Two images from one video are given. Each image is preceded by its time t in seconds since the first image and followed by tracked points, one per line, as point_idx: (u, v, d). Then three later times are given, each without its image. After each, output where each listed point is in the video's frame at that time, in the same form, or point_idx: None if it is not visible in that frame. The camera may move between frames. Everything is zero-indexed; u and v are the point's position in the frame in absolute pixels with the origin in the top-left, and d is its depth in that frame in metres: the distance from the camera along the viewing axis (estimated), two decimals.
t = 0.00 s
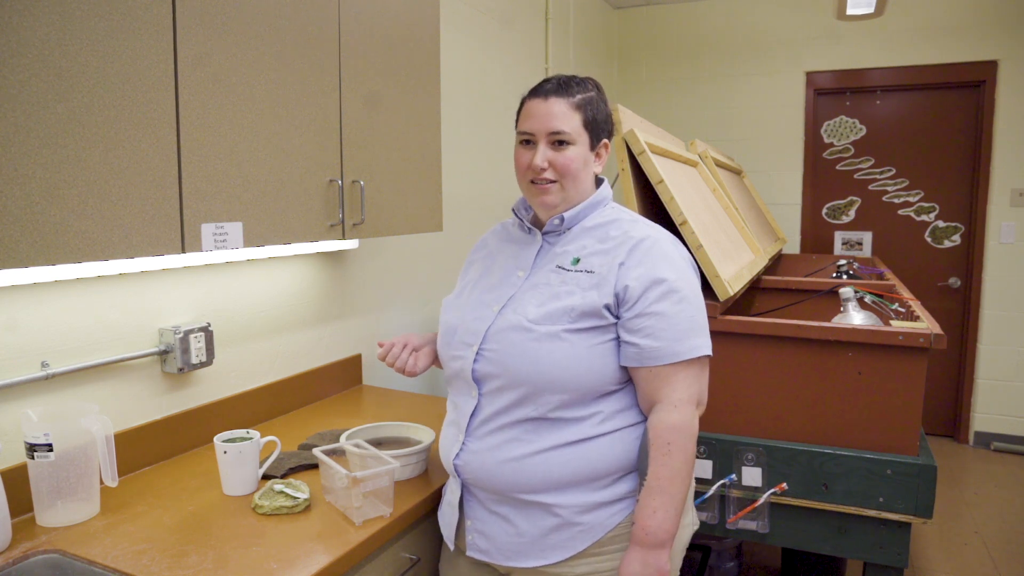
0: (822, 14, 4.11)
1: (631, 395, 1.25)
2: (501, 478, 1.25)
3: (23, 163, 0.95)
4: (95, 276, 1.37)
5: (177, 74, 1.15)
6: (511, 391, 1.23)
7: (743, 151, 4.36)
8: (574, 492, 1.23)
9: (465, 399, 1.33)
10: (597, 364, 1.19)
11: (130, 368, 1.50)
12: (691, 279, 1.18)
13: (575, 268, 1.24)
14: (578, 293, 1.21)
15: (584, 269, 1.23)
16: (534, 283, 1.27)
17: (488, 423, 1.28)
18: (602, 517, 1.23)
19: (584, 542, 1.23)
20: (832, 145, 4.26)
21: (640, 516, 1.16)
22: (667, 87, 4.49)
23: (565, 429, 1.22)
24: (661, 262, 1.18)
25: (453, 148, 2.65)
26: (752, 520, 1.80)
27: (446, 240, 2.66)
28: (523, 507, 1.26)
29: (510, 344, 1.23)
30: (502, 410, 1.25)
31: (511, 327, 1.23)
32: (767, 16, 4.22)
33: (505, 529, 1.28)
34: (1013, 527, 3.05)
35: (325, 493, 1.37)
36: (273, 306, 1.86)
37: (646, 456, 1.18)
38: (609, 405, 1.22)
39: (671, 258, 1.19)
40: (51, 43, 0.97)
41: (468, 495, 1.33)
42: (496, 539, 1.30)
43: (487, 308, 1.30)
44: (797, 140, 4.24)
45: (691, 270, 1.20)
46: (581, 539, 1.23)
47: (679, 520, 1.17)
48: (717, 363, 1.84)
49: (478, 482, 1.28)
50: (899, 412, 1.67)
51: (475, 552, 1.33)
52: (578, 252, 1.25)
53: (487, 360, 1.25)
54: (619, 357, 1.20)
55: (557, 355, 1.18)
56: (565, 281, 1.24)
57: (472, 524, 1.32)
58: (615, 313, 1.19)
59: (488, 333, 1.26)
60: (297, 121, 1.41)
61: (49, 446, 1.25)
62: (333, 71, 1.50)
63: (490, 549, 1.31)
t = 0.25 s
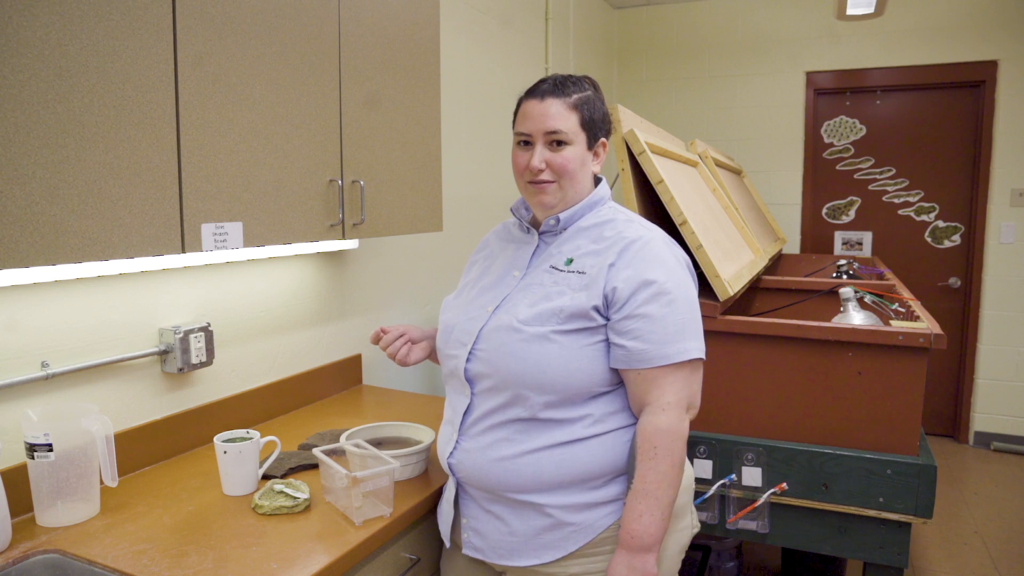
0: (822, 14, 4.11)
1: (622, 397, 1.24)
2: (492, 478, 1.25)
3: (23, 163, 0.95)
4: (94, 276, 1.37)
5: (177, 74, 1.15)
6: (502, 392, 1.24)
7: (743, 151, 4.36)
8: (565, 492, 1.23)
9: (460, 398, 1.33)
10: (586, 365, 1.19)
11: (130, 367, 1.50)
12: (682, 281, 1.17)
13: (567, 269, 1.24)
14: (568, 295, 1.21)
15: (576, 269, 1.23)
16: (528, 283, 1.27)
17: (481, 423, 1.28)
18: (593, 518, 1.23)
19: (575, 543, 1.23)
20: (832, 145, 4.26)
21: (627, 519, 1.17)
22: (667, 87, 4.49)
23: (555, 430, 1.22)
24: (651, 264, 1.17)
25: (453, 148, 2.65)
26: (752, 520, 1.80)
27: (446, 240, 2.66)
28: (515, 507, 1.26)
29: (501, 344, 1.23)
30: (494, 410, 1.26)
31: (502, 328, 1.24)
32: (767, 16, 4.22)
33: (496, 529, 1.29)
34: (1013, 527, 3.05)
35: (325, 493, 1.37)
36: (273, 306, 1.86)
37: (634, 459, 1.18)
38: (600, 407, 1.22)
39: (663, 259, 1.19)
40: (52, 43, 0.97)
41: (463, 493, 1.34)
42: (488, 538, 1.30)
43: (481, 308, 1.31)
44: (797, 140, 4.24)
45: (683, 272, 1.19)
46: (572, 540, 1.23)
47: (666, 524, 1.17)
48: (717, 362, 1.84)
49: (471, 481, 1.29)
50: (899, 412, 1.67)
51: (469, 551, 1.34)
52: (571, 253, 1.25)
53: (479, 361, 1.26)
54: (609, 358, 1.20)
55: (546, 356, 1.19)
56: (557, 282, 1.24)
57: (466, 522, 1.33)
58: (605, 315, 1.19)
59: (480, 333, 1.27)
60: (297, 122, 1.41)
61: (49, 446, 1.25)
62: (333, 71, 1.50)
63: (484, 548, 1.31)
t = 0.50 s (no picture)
0: (822, 14, 4.11)
1: (620, 399, 1.24)
2: (489, 478, 1.25)
3: (23, 163, 0.95)
4: (95, 276, 1.37)
5: (176, 73, 1.15)
6: (500, 393, 1.24)
7: (743, 151, 4.36)
8: (561, 493, 1.23)
9: (457, 398, 1.33)
10: (585, 367, 1.19)
11: (130, 368, 1.50)
12: (681, 285, 1.17)
13: (566, 270, 1.24)
14: (566, 296, 1.21)
15: (574, 271, 1.23)
16: (526, 284, 1.27)
17: (478, 423, 1.28)
18: (588, 518, 1.23)
19: (571, 543, 1.23)
20: (832, 145, 4.26)
21: (615, 520, 1.16)
22: (667, 87, 4.50)
23: (552, 431, 1.22)
24: (649, 268, 1.17)
25: (453, 148, 2.65)
26: (752, 520, 1.80)
27: (446, 240, 2.66)
28: (511, 506, 1.26)
29: (499, 345, 1.23)
30: (491, 410, 1.26)
31: (500, 328, 1.24)
32: (767, 17, 4.22)
33: (493, 529, 1.29)
34: (1014, 527, 3.05)
35: (325, 493, 1.37)
36: (273, 306, 1.86)
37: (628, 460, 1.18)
38: (598, 408, 1.22)
39: (662, 262, 1.19)
40: (52, 43, 0.97)
41: (461, 492, 1.34)
42: (485, 537, 1.30)
43: (479, 308, 1.31)
44: (797, 140, 4.24)
45: (682, 276, 1.19)
46: (568, 540, 1.23)
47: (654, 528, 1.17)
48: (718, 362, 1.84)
49: (469, 481, 1.29)
50: (900, 413, 1.67)
51: (466, 549, 1.34)
52: (570, 254, 1.25)
53: (477, 361, 1.26)
54: (607, 360, 1.20)
55: (544, 358, 1.18)
56: (555, 283, 1.24)
57: (463, 521, 1.33)
58: (603, 317, 1.19)
59: (478, 334, 1.26)
60: (297, 122, 1.41)
61: (49, 446, 1.25)
62: (333, 71, 1.50)
63: (480, 547, 1.31)
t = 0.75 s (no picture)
0: (822, 14, 4.11)
1: (622, 399, 1.25)
2: (491, 479, 1.25)
3: (23, 163, 0.95)
4: (95, 276, 1.37)
5: (176, 73, 1.15)
6: (502, 393, 1.23)
7: (743, 151, 4.36)
8: (563, 493, 1.23)
9: (458, 398, 1.33)
10: (588, 367, 1.19)
11: (130, 368, 1.50)
12: (684, 286, 1.18)
13: (569, 270, 1.24)
14: (570, 296, 1.21)
15: (578, 271, 1.23)
16: (528, 283, 1.27)
17: (480, 423, 1.28)
18: (590, 519, 1.23)
19: (572, 544, 1.23)
20: (832, 145, 4.26)
21: (624, 522, 1.15)
22: (667, 87, 4.50)
23: (554, 431, 1.22)
24: (653, 268, 1.17)
25: (453, 148, 2.65)
26: (752, 520, 1.80)
27: (446, 240, 2.66)
28: (513, 506, 1.26)
29: (501, 345, 1.23)
30: (494, 410, 1.25)
31: (503, 328, 1.23)
32: (767, 17, 4.22)
33: (494, 529, 1.29)
34: (1014, 527, 3.05)
35: (325, 493, 1.37)
36: (273, 306, 1.86)
37: (634, 460, 1.18)
38: (600, 409, 1.22)
39: (665, 263, 1.19)
40: (52, 43, 0.97)
41: (461, 492, 1.34)
42: (486, 538, 1.30)
43: (481, 308, 1.30)
44: (797, 140, 4.24)
45: (685, 277, 1.19)
46: (569, 540, 1.23)
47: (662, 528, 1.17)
48: (718, 362, 1.83)
49: (470, 481, 1.29)
50: (900, 413, 1.67)
51: (466, 550, 1.34)
52: (573, 254, 1.25)
53: (479, 361, 1.26)
54: (610, 361, 1.20)
55: (548, 357, 1.19)
56: (558, 283, 1.24)
57: (464, 522, 1.33)
58: (606, 317, 1.19)
59: (480, 334, 1.26)
60: (297, 122, 1.41)
61: (49, 446, 1.25)
62: (333, 71, 1.50)
63: (481, 548, 1.31)
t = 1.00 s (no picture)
0: (822, 14, 4.11)
1: (627, 398, 1.25)
2: (496, 480, 1.25)
3: (23, 163, 0.95)
4: (94, 276, 1.37)
5: (176, 73, 1.15)
6: (507, 392, 1.23)
7: (743, 151, 4.36)
8: (568, 494, 1.23)
9: (460, 399, 1.33)
10: (593, 366, 1.19)
11: (130, 368, 1.50)
12: (688, 283, 1.18)
13: (573, 269, 1.24)
14: (575, 295, 1.21)
15: (582, 270, 1.23)
16: (532, 283, 1.27)
17: (484, 424, 1.28)
18: (596, 520, 1.23)
19: (578, 545, 1.23)
20: (832, 145, 4.26)
21: (638, 521, 1.15)
22: (667, 87, 4.50)
23: (560, 431, 1.22)
24: (658, 266, 1.18)
25: (453, 148, 2.65)
26: (752, 520, 1.80)
27: (446, 240, 2.66)
28: (518, 508, 1.26)
29: (506, 345, 1.22)
30: (499, 410, 1.25)
31: (507, 328, 1.23)
32: (767, 16, 4.22)
33: (499, 531, 1.28)
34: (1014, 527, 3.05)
35: (325, 493, 1.37)
36: (273, 306, 1.86)
37: (644, 458, 1.18)
38: (605, 408, 1.23)
39: (669, 261, 1.19)
40: (51, 42, 0.97)
41: (464, 494, 1.33)
42: (490, 540, 1.30)
43: (484, 308, 1.30)
44: (797, 140, 4.24)
45: (689, 274, 1.20)
46: (575, 541, 1.23)
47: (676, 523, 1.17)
48: (717, 363, 1.83)
49: (475, 483, 1.28)
50: (901, 413, 1.67)
51: (469, 553, 1.33)
52: (576, 253, 1.25)
53: (483, 360, 1.25)
54: (616, 359, 1.20)
55: (553, 356, 1.19)
56: (562, 282, 1.24)
57: (467, 524, 1.32)
58: (612, 316, 1.19)
59: (484, 333, 1.26)
60: (297, 122, 1.41)
61: (49, 446, 1.25)
62: (332, 71, 1.50)
63: (485, 550, 1.31)
